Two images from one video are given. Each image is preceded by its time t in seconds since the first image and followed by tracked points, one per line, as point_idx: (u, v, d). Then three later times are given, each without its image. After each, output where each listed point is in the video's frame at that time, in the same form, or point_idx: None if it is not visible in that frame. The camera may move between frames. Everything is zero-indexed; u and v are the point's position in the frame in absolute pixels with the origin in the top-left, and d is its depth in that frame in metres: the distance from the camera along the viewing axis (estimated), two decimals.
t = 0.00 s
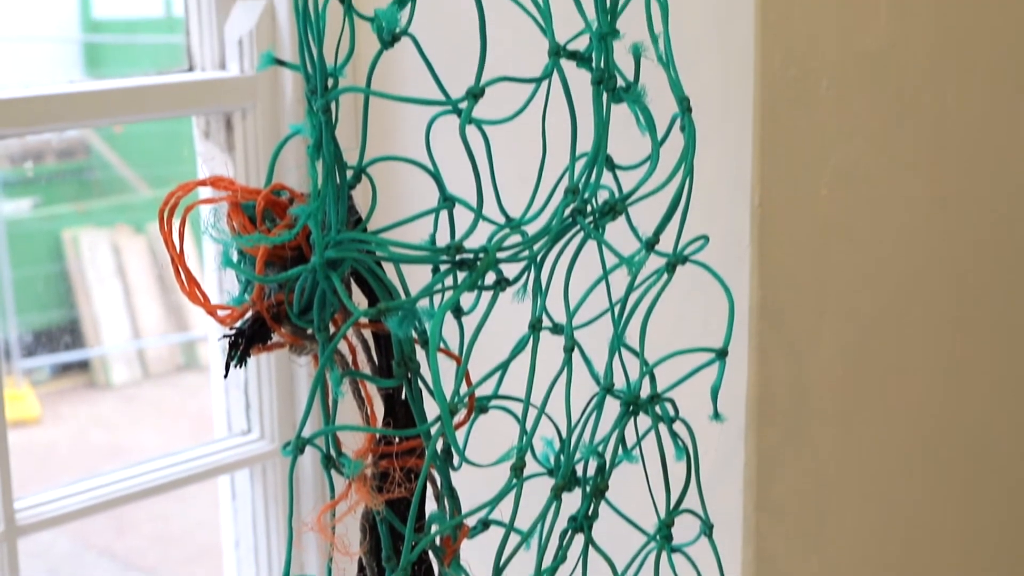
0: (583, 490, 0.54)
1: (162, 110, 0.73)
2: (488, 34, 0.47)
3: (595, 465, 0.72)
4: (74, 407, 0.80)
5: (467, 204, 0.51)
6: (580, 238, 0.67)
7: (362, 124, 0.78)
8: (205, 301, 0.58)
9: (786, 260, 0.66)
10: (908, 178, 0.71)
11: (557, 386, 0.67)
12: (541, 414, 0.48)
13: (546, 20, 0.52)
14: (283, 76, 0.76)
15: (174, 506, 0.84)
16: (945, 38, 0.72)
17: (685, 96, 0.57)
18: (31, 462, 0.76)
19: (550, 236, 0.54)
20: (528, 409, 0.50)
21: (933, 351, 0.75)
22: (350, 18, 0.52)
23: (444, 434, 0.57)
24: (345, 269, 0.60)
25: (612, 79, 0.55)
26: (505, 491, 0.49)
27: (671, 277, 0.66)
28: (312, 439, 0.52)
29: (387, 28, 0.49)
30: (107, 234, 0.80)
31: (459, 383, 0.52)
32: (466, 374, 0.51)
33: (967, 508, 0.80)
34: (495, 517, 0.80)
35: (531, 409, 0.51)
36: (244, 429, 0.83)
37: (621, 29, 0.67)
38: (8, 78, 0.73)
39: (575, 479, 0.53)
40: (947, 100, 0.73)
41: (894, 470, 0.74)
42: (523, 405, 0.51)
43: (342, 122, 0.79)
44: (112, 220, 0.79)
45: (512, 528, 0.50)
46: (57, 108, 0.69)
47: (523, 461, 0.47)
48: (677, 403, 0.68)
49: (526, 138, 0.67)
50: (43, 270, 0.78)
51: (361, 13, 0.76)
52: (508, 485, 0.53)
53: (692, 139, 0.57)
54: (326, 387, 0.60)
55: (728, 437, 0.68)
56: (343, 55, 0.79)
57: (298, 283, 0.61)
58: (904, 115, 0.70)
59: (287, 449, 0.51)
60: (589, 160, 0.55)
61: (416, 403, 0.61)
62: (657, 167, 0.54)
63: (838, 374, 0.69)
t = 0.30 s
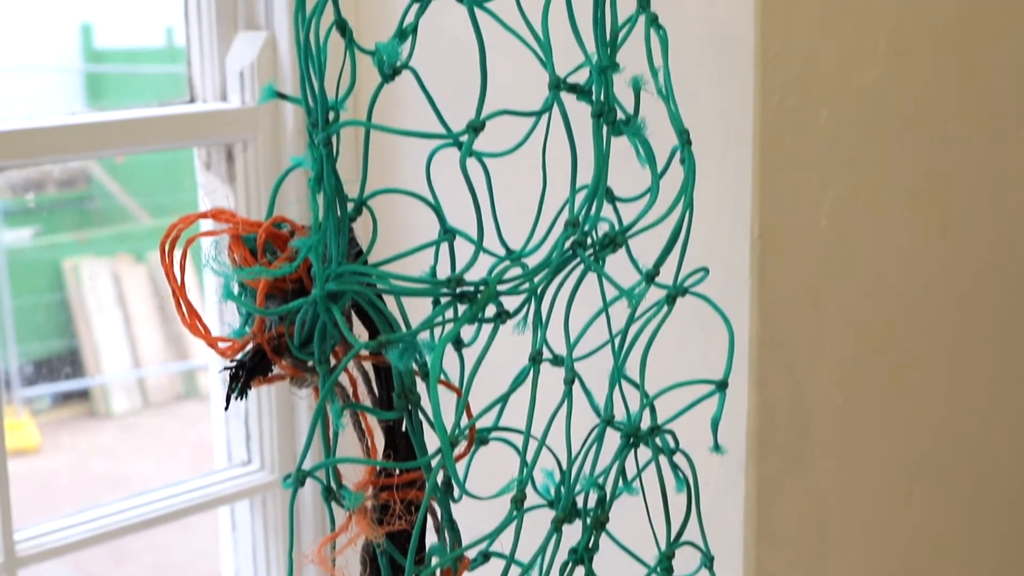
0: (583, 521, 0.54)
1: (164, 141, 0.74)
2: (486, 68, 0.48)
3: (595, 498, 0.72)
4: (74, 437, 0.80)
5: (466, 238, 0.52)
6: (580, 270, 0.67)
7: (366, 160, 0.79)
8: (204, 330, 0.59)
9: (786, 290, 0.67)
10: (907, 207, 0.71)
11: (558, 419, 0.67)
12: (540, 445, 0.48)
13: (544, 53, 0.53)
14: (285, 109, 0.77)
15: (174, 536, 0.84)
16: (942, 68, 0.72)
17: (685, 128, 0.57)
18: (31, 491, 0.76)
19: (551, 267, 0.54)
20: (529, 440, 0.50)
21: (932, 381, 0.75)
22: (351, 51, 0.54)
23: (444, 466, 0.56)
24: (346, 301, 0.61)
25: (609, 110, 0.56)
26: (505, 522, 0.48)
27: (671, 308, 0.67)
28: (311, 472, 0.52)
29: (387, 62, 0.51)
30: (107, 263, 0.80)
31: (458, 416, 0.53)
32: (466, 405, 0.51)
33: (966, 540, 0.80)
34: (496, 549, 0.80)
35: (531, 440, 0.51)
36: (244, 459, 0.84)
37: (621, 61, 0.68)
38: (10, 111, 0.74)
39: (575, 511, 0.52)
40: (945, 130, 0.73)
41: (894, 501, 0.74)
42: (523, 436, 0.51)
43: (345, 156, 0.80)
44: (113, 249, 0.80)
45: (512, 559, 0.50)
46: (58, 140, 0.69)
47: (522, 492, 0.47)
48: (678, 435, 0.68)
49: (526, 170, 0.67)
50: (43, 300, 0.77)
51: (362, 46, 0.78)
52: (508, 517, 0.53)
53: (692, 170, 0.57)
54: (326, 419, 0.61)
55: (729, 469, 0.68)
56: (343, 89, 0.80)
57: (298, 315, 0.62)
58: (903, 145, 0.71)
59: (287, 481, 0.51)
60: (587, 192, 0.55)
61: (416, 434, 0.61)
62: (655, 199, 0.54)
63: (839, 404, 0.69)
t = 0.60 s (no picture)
0: (584, 557, 0.53)
1: (165, 175, 0.74)
2: (486, 104, 0.49)
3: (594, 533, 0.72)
4: (73, 469, 0.80)
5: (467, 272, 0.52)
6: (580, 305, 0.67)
7: (366, 197, 0.79)
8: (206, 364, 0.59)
9: (785, 324, 0.67)
10: (906, 241, 0.72)
11: (558, 454, 0.67)
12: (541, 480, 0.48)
13: (545, 90, 0.54)
14: (285, 145, 0.77)
15: (174, 568, 0.84)
16: (942, 103, 0.72)
17: (684, 164, 0.57)
18: (31, 524, 0.76)
19: (551, 302, 0.54)
20: (530, 476, 0.50)
21: (933, 414, 0.75)
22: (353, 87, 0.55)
23: (445, 501, 0.55)
24: (346, 335, 0.61)
25: (610, 146, 0.56)
26: (506, 558, 0.48)
27: (672, 343, 0.67)
28: (312, 509, 0.52)
29: (387, 97, 0.52)
30: (107, 295, 0.80)
31: (459, 451, 0.52)
32: (467, 440, 0.51)
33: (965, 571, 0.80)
34: None
35: (531, 475, 0.51)
36: (244, 493, 0.84)
37: (620, 97, 0.68)
38: (12, 145, 0.74)
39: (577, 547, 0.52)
40: (944, 164, 0.73)
41: (894, 534, 0.74)
42: (524, 472, 0.51)
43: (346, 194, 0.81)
44: (114, 281, 0.80)
45: None
46: (60, 174, 0.69)
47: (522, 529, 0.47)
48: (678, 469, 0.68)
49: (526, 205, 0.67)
50: (44, 332, 0.78)
51: (363, 80, 0.80)
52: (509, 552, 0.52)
53: (692, 206, 0.58)
54: (326, 455, 0.60)
55: (730, 503, 0.68)
56: (345, 123, 0.82)
57: (300, 351, 0.62)
58: (902, 179, 0.71)
59: (287, 515, 0.51)
60: (588, 227, 0.56)
61: (417, 470, 0.61)
62: (656, 233, 0.55)
63: (839, 437, 0.70)
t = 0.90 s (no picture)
0: None
1: (166, 204, 0.74)
2: (486, 134, 0.50)
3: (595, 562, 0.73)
4: (73, 495, 0.80)
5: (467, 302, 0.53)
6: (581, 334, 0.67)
7: (366, 226, 0.79)
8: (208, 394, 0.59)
9: (786, 352, 0.67)
10: (906, 268, 0.72)
11: (559, 482, 0.68)
12: (542, 510, 0.48)
13: (545, 119, 0.54)
14: (286, 174, 0.77)
15: None
16: (941, 131, 0.73)
17: (684, 194, 0.58)
18: (30, 550, 0.76)
19: (552, 331, 0.55)
20: (530, 506, 0.50)
21: (934, 440, 0.75)
22: (353, 119, 0.56)
23: (446, 532, 0.55)
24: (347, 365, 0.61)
25: (610, 175, 0.57)
26: None
27: (671, 372, 0.67)
28: (311, 538, 0.52)
29: (387, 128, 0.54)
30: (108, 321, 0.80)
31: (459, 481, 0.52)
32: (468, 470, 0.51)
33: None
34: None
35: (532, 505, 0.51)
36: (244, 521, 0.83)
37: (621, 126, 0.68)
38: (14, 174, 0.75)
39: None
40: (944, 191, 0.73)
41: (894, 561, 0.74)
42: (525, 501, 0.51)
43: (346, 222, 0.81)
44: (114, 307, 0.80)
45: None
46: (61, 203, 0.70)
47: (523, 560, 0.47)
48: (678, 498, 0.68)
49: (527, 234, 0.68)
50: (44, 358, 0.78)
51: (366, 105, 0.80)
52: None
53: (692, 236, 0.58)
54: (327, 484, 0.60)
55: (730, 532, 0.68)
56: (345, 153, 0.83)
57: (300, 380, 0.62)
58: (902, 206, 0.71)
59: (287, 545, 0.51)
60: (588, 256, 0.56)
61: (417, 499, 0.61)
62: (656, 261, 0.55)
63: (839, 465, 0.70)
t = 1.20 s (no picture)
0: None
1: (173, 232, 0.75)
2: (486, 167, 0.50)
3: None
4: (72, 523, 0.80)
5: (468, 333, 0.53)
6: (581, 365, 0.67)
7: (366, 255, 0.80)
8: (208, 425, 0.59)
9: (786, 382, 0.67)
10: (905, 298, 0.72)
11: (558, 513, 0.68)
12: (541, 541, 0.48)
13: (545, 151, 0.55)
14: (286, 206, 0.77)
15: None
16: (940, 160, 0.73)
17: (684, 224, 0.58)
18: None
19: (552, 363, 0.55)
20: (530, 536, 0.50)
21: (934, 469, 0.75)
22: (353, 150, 0.56)
23: (447, 565, 0.55)
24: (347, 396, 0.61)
25: (610, 207, 0.57)
26: None
27: (671, 403, 0.67)
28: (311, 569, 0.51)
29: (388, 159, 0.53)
30: (108, 349, 0.81)
31: (459, 511, 0.52)
32: (468, 501, 0.51)
33: None
34: None
35: (532, 536, 0.51)
36: (244, 551, 0.83)
37: (620, 157, 0.69)
38: (15, 207, 0.75)
39: None
40: (944, 219, 0.74)
41: None
42: (525, 532, 0.51)
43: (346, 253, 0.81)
44: (113, 335, 0.80)
45: None
46: (62, 234, 0.70)
47: None
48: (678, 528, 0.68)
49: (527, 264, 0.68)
50: (44, 386, 0.78)
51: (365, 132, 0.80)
52: None
53: (692, 268, 0.58)
54: (326, 516, 0.60)
55: (730, 563, 0.68)
56: (345, 187, 0.83)
57: (300, 411, 0.62)
58: (901, 236, 0.71)
59: None
60: (588, 287, 0.56)
61: (417, 531, 0.61)
62: (656, 291, 0.55)
63: (839, 495, 0.70)
